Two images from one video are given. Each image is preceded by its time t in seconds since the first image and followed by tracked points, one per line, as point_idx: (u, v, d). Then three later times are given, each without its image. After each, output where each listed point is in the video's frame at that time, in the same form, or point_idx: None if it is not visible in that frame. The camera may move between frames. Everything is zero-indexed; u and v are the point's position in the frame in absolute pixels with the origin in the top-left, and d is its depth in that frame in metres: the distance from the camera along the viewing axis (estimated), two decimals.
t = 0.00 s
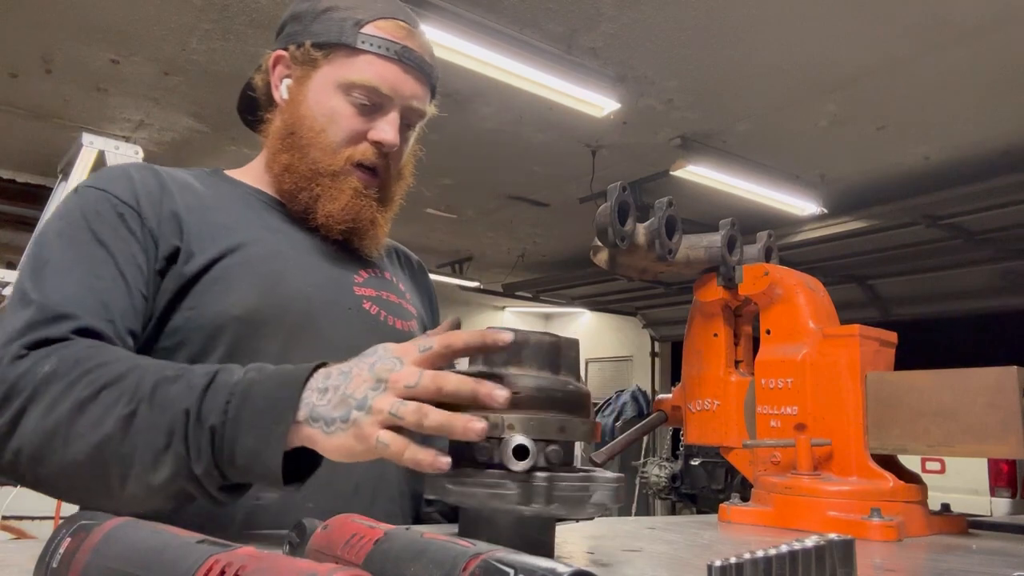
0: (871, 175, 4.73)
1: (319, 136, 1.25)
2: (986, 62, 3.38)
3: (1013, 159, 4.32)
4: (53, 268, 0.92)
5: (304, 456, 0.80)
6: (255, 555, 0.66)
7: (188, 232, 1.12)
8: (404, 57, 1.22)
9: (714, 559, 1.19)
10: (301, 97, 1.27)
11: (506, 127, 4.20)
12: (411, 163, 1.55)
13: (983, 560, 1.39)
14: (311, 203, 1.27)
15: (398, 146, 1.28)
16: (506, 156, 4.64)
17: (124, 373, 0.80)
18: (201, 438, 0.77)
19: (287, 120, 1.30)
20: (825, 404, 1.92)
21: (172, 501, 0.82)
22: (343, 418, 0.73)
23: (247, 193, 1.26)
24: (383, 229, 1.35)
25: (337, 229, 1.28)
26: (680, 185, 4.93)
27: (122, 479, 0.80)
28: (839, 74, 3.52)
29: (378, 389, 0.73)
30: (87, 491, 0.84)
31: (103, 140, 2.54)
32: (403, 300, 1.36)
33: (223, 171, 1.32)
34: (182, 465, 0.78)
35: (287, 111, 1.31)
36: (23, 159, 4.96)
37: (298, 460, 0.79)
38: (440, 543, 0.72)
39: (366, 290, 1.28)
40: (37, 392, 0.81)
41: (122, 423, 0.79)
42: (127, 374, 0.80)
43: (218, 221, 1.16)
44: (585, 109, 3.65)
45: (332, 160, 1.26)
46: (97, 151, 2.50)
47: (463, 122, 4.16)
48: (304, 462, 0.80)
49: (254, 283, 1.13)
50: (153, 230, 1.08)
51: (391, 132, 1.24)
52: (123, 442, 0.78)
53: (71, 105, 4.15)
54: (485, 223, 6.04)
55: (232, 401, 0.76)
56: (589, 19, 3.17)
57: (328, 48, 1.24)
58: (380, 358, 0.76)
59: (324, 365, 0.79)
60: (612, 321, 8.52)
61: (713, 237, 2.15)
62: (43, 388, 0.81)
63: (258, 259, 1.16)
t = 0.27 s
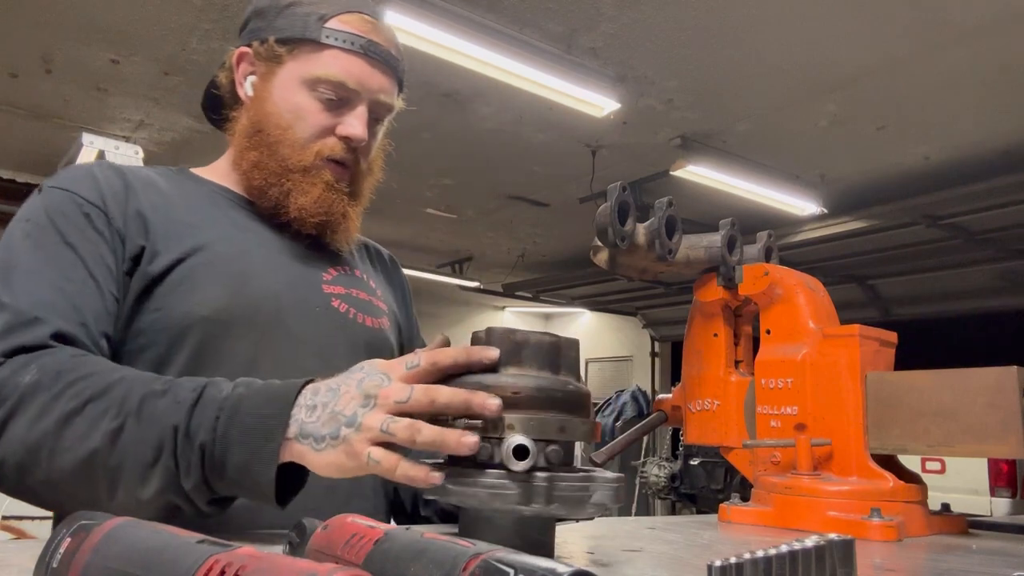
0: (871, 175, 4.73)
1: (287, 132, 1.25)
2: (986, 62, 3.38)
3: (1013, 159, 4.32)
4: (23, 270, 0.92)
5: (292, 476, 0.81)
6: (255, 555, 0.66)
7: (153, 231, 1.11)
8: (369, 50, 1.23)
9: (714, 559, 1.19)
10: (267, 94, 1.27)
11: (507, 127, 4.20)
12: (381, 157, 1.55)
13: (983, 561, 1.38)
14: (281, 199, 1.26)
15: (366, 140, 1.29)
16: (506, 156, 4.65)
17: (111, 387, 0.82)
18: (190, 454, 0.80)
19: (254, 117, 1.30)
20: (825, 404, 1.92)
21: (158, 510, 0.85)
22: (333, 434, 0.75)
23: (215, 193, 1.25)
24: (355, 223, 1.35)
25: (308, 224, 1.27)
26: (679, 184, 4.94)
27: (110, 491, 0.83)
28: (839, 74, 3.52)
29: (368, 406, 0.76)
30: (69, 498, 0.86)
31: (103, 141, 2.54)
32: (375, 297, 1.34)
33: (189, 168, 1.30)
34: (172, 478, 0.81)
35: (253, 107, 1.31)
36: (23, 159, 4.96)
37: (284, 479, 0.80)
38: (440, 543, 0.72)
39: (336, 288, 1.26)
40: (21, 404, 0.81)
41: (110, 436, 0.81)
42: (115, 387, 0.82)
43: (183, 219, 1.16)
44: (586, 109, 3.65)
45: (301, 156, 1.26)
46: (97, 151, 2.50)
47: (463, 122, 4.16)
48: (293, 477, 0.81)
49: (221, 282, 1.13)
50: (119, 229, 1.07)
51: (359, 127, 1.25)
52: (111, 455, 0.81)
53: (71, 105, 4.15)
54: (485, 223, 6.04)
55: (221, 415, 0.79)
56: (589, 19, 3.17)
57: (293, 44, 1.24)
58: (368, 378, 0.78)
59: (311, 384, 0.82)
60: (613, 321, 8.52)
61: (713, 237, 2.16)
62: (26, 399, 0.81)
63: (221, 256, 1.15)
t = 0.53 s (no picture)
0: (870, 175, 4.73)
1: (262, 131, 1.21)
2: (985, 62, 3.38)
3: (1013, 159, 4.32)
4: None
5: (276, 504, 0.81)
6: (255, 555, 0.66)
7: (128, 234, 1.10)
8: (344, 46, 1.19)
9: (714, 559, 1.19)
10: (240, 93, 1.24)
11: (507, 127, 4.21)
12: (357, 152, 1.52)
13: (982, 561, 1.38)
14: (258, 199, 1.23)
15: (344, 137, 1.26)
16: (506, 156, 4.65)
17: (96, 417, 0.82)
18: (175, 487, 0.79)
19: (227, 116, 1.26)
20: (825, 404, 1.92)
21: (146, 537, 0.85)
22: (298, 453, 0.75)
23: (191, 194, 1.23)
24: (334, 221, 1.32)
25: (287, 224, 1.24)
26: (679, 184, 4.94)
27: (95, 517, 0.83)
28: (839, 74, 3.52)
29: (321, 419, 0.75)
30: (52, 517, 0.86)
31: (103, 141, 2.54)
32: (355, 295, 1.31)
33: (164, 167, 1.27)
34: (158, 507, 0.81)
35: (226, 107, 1.27)
36: (23, 159, 4.96)
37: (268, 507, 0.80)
38: (440, 543, 0.72)
39: (315, 287, 1.24)
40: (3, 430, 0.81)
41: (94, 467, 0.80)
42: (98, 417, 0.82)
43: (159, 221, 1.14)
44: (586, 109, 3.65)
45: (277, 155, 1.22)
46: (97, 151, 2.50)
47: (463, 122, 4.16)
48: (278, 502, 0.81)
49: (196, 285, 1.11)
50: (92, 233, 1.06)
51: (336, 124, 1.21)
52: (96, 484, 0.81)
53: (71, 105, 4.15)
54: (485, 223, 6.04)
55: (207, 449, 0.79)
56: (589, 19, 3.17)
57: (264, 41, 1.20)
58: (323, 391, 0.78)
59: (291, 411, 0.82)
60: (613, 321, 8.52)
61: (713, 237, 2.16)
62: (8, 426, 0.81)
63: (195, 259, 1.13)
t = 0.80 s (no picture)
0: (870, 175, 4.73)
1: (250, 127, 1.22)
2: (985, 63, 3.38)
3: (1013, 159, 4.32)
4: None
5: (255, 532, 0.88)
6: (256, 555, 0.66)
7: (111, 236, 1.10)
8: (331, 41, 1.19)
9: (715, 559, 1.19)
10: (228, 89, 1.24)
11: (507, 127, 4.21)
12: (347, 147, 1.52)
13: (982, 561, 1.38)
14: (247, 196, 1.23)
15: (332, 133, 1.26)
16: (506, 156, 4.65)
17: (82, 440, 0.87)
18: (154, 513, 0.85)
19: (214, 113, 1.26)
20: (825, 405, 1.92)
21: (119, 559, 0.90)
22: (280, 498, 0.85)
23: (178, 194, 1.22)
24: (324, 216, 1.33)
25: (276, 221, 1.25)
26: (679, 184, 4.94)
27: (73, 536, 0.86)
28: (839, 74, 3.52)
29: (303, 467, 0.85)
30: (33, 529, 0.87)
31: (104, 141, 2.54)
32: (343, 293, 1.29)
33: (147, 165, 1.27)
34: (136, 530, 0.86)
35: (213, 103, 1.27)
36: (24, 159, 4.96)
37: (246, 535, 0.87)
38: (440, 543, 0.72)
39: (302, 285, 1.22)
40: None
41: (77, 490, 0.85)
42: (85, 441, 0.87)
43: (143, 222, 1.14)
44: (586, 109, 3.65)
45: (266, 151, 1.23)
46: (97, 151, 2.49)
47: (463, 122, 4.16)
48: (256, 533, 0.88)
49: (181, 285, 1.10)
50: (75, 235, 1.07)
51: (324, 119, 1.21)
52: (77, 506, 0.85)
53: (71, 105, 4.15)
54: (485, 223, 6.04)
55: (190, 479, 0.85)
56: (589, 19, 3.17)
57: (251, 37, 1.20)
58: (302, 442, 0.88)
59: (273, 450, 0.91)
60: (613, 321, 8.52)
61: (713, 237, 2.16)
62: None
63: (178, 259, 1.12)
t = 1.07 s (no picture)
0: (870, 175, 4.73)
1: (238, 122, 1.22)
2: (985, 62, 3.38)
3: (1013, 159, 4.32)
4: None
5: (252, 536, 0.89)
6: (256, 555, 0.66)
7: (112, 230, 1.10)
8: (317, 31, 1.19)
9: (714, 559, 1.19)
10: (217, 85, 1.24)
11: (507, 127, 4.21)
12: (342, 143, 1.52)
13: (982, 561, 1.38)
14: (238, 192, 1.22)
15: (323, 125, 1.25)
16: (506, 156, 4.65)
17: (90, 434, 0.87)
18: (159, 512, 0.86)
19: (204, 110, 1.26)
20: (825, 405, 1.92)
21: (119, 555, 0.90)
22: (287, 503, 0.86)
23: (175, 191, 1.21)
24: (319, 212, 1.32)
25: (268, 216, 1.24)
26: (679, 185, 4.94)
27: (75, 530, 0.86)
28: (839, 74, 3.52)
29: (311, 472, 0.87)
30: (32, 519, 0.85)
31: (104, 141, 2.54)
32: (338, 295, 1.29)
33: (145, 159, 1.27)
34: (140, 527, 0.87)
35: (203, 100, 1.27)
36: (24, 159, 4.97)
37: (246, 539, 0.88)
38: (440, 543, 0.72)
39: (296, 286, 1.22)
40: None
41: (82, 486, 0.85)
42: (92, 436, 0.87)
43: (143, 217, 1.13)
44: (586, 109, 3.65)
45: (255, 146, 1.23)
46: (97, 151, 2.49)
47: (463, 122, 4.16)
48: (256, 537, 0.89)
49: (179, 284, 1.09)
50: (76, 225, 1.06)
51: (314, 111, 1.21)
52: (81, 500, 0.85)
53: (72, 105, 4.16)
54: (485, 223, 6.04)
55: (196, 481, 0.86)
56: (589, 19, 3.17)
57: (237, 30, 1.21)
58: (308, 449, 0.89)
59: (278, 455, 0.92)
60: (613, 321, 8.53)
61: (713, 236, 2.16)
62: None
63: (176, 257, 1.11)
